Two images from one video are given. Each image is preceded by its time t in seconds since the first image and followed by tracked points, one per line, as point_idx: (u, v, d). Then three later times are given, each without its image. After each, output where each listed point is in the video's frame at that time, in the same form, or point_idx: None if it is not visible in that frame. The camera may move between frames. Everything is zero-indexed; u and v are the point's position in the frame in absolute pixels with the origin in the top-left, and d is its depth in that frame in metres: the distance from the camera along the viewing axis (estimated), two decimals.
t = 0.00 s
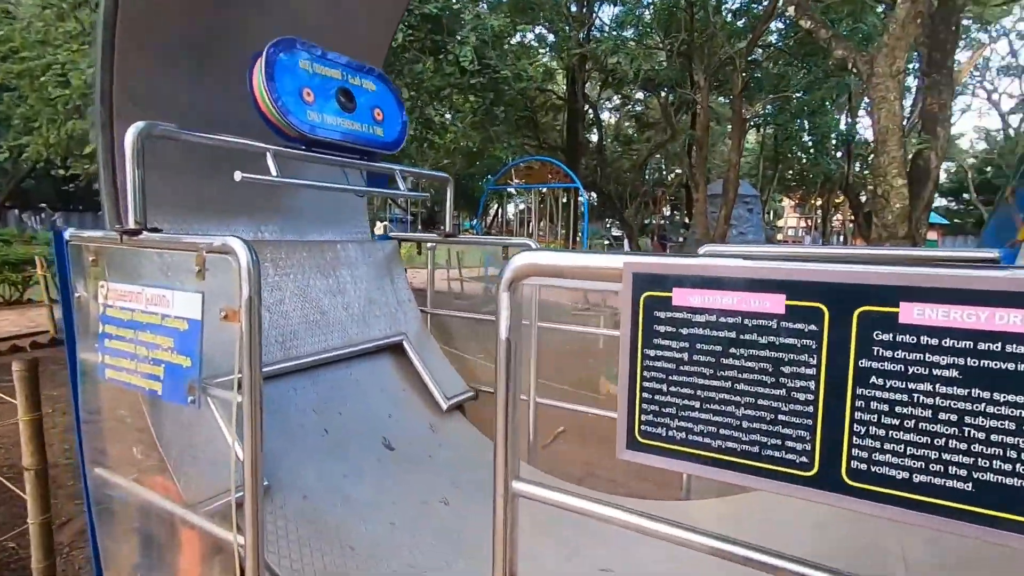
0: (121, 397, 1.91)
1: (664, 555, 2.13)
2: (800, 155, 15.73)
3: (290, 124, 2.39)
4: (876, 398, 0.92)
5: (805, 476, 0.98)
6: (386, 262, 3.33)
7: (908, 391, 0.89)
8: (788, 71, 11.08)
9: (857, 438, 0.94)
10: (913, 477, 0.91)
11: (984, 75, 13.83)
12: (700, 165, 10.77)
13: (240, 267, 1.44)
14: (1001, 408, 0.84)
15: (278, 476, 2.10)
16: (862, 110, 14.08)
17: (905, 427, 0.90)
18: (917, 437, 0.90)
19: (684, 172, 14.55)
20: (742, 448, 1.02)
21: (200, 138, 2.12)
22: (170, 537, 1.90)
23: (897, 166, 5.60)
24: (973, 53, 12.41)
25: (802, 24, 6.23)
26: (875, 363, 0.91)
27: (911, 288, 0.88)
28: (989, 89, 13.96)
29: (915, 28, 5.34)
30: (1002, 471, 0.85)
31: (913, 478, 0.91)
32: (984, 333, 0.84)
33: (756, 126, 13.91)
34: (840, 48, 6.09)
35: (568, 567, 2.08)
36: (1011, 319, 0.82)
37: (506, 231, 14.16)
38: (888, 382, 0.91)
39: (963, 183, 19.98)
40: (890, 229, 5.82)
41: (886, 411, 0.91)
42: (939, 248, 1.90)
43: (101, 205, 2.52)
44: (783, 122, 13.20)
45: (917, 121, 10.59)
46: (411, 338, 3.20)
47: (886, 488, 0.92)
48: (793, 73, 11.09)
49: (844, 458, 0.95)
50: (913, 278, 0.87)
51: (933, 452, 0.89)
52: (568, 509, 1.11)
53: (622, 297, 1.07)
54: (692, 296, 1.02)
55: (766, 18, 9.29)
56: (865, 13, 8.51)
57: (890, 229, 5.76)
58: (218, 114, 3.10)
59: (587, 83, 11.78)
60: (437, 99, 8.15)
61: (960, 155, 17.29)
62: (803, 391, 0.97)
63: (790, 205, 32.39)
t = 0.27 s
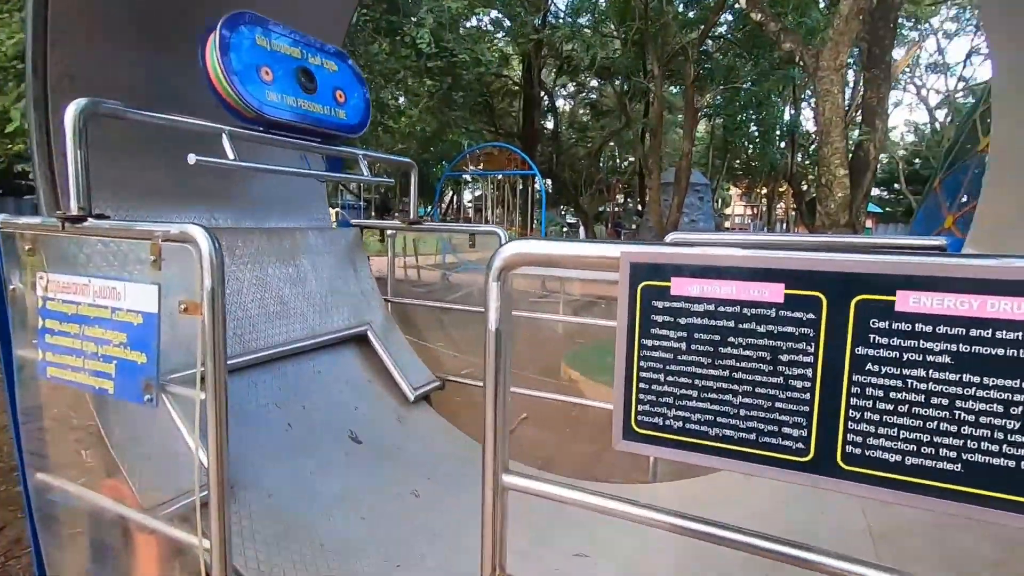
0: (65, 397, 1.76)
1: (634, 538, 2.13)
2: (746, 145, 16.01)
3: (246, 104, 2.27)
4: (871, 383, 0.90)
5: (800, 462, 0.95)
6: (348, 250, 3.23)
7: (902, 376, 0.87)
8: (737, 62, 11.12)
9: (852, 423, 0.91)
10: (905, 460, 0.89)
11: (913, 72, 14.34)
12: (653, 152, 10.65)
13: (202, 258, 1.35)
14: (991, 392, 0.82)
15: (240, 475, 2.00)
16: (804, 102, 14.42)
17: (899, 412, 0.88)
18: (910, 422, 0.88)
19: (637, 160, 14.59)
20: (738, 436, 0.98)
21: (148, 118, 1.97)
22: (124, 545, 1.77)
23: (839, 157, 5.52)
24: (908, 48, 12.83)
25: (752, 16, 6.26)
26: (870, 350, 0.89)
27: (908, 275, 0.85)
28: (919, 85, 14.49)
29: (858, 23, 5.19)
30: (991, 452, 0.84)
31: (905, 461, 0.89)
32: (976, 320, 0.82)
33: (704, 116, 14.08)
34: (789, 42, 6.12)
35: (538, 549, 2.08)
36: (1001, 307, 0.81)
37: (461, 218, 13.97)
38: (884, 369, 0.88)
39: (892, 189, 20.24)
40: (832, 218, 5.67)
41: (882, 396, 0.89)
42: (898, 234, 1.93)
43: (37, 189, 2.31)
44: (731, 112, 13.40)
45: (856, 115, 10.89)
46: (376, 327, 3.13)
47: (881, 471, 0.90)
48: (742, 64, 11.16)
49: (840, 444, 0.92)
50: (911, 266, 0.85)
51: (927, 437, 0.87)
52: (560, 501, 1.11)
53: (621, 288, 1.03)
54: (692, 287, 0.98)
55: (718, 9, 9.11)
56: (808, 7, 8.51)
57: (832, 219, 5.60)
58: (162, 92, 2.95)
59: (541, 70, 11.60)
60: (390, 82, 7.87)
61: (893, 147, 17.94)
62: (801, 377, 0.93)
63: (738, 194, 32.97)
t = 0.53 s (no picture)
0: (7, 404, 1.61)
1: (603, 529, 2.11)
2: (701, 139, 16.22)
3: (199, 90, 2.17)
4: (845, 370, 0.86)
5: (776, 448, 0.91)
6: (308, 242, 3.14)
7: (874, 363, 0.85)
8: (693, 56, 11.23)
9: (826, 410, 0.88)
10: (876, 443, 0.86)
11: (856, 69, 14.75)
12: (612, 144, 10.62)
13: (155, 250, 1.26)
14: (956, 376, 0.81)
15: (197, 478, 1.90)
16: (756, 97, 14.68)
17: (870, 397, 0.86)
18: (881, 407, 0.85)
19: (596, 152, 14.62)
20: (719, 424, 0.94)
21: (89, 102, 1.85)
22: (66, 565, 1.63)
23: (790, 150, 5.59)
24: (852, 46, 13.19)
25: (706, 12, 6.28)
26: (845, 339, 0.86)
27: (879, 266, 0.82)
28: (861, 83, 14.92)
29: (808, 20, 5.22)
30: (955, 432, 0.82)
31: (876, 444, 0.87)
32: (943, 307, 0.80)
33: (659, 110, 14.20)
34: (743, 38, 6.17)
35: (508, 540, 2.05)
36: (969, 294, 0.79)
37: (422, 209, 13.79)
38: (857, 356, 0.86)
39: (838, 183, 20.67)
40: (784, 209, 5.76)
41: (854, 383, 0.86)
42: (855, 225, 1.94)
43: None
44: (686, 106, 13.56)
45: (805, 111, 11.14)
46: (338, 322, 3.04)
47: (854, 455, 0.88)
48: (697, 58, 11.27)
49: (815, 429, 0.89)
50: (882, 255, 0.82)
51: (897, 422, 0.85)
52: (540, 495, 1.07)
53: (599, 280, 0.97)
54: (671, 276, 0.93)
55: (675, 3, 9.11)
56: (760, 4, 8.58)
57: (784, 210, 5.70)
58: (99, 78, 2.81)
59: (500, 61, 11.46)
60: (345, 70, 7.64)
61: (838, 142, 18.46)
62: (777, 364, 0.89)
63: (691, 187, 33.43)
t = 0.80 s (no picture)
0: None
1: (577, 523, 2.10)
2: (667, 135, 16.36)
3: (159, 81, 2.11)
4: (818, 363, 0.85)
5: (751, 440, 0.89)
6: (275, 239, 3.07)
7: (845, 355, 0.83)
8: (659, 53, 11.29)
9: (800, 401, 0.86)
10: (847, 433, 0.84)
11: (815, 69, 15.02)
12: (580, 140, 10.61)
13: (115, 247, 1.21)
14: (922, 367, 0.80)
15: (161, 483, 1.83)
16: (720, 95, 14.86)
17: (841, 388, 0.84)
18: (852, 398, 0.84)
19: (565, 147, 14.63)
20: (695, 417, 0.91)
21: (41, 92, 1.77)
22: None
23: (754, 147, 5.65)
24: (812, 45, 13.43)
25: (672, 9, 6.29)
26: (817, 333, 0.84)
27: (848, 263, 0.81)
28: (819, 82, 15.21)
29: (771, 19, 5.27)
30: (921, 421, 0.81)
31: (847, 435, 0.85)
32: (907, 302, 0.79)
33: (626, 106, 14.27)
34: (708, 35, 6.19)
35: (483, 536, 2.03)
36: (933, 289, 0.77)
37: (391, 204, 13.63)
38: (828, 349, 0.84)
39: (798, 179, 21.07)
40: (747, 205, 5.84)
41: (826, 375, 0.84)
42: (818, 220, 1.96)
43: None
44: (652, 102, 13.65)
45: (767, 108, 11.31)
46: (308, 320, 2.98)
47: (826, 446, 0.86)
48: (663, 55, 11.34)
49: (789, 420, 0.87)
50: (851, 251, 0.80)
51: (868, 413, 0.83)
52: (519, 491, 1.05)
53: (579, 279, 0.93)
54: (648, 272, 0.90)
55: None
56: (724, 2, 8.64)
57: (747, 205, 5.78)
58: (57, 67, 2.68)
59: (469, 56, 11.35)
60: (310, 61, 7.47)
61: (797, 139, 18.81)
62: (753, 358, 0.87)
63: (658, 183, 33.75)
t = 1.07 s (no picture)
0: None
1: (555, 520, 2.09)
2: (642, 134, 16.47)
3: (126, 75, 2.06)
4: (792, 358, 0.84)
5: (728, 433, 0.88)
6: (249, 238, 3.02)
7: (818, 350, 0.83)
8: (633, 52, 11.37)
9: (776, 395, 0.86)
10: (820, 426, 0.84)
11: (785, 70, 15.27)
12: (556, 138, 10.62)
13: (81, 244, 1.17)
14: (891, 360, 0.80)
15: (132, 487, 1.78)
16: (693, 95, 15.00)
17: (815, 382, 0.84)
18: (825, 391, 0.83)
19: (541, 146, 14.65)
20: (673, 412, 0.90)
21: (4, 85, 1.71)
22: None
23: (727, 146, 5.70)
24: (782, 47, 13.63)
25: (647, 9, 6.33)
26: (791, 328, 0.84)
27: (822, 259, 0.81)
28: (789, 83, 15.46)
29: (743, 21, 5.33)
30: (890, 413, 0.81)
31: (820, 427, 0.84)
32: (877, 297, 0.79)
33: (601, 105, 14.33)
34: (682, 36, 6.23)
35: (462, 534, 2.02)
36: (902, 285, 0.78)
37: (367, 202, 13.52)
38: (803, 344, 0.83)
39: (770, 178, 21.39)
40: (721, 203, 5.91)
41: (800, 369, 0.84)
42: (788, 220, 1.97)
43: None
44: (627, 101, 13.74)
45: (739, 108, 11.45)
46: (283, 320, 2.93)
47: (799, 438, 0.85)
48: (638, 55, 11.42)
49: (764, 413, 0.86)
50: (824, 248, 0.80)
51: (841, 408, 0.83)
52: (500, 488, 1.04)
53: (558, 276, 0.92)
54: (629, 271, 0.89)
55: None
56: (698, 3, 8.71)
57: (721, 204, 5.84)
58: (15, 59, 2.59)
59: (445, 52, 11.28)
60: (284, 57, 7.34)
61: (769, 138, 19.08)
62: (730, 354, 0.87)
63: (633, 182, 33.98)
